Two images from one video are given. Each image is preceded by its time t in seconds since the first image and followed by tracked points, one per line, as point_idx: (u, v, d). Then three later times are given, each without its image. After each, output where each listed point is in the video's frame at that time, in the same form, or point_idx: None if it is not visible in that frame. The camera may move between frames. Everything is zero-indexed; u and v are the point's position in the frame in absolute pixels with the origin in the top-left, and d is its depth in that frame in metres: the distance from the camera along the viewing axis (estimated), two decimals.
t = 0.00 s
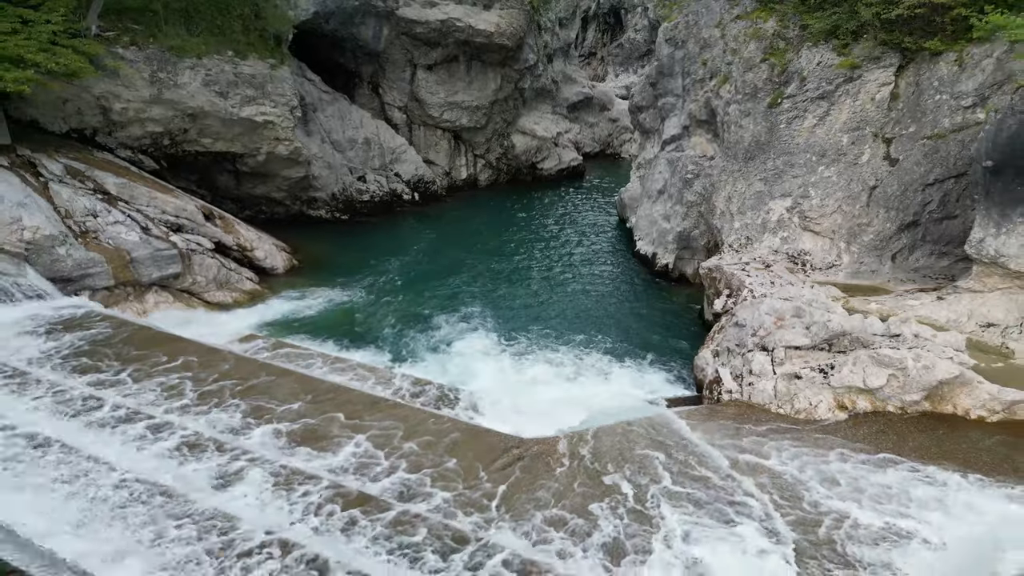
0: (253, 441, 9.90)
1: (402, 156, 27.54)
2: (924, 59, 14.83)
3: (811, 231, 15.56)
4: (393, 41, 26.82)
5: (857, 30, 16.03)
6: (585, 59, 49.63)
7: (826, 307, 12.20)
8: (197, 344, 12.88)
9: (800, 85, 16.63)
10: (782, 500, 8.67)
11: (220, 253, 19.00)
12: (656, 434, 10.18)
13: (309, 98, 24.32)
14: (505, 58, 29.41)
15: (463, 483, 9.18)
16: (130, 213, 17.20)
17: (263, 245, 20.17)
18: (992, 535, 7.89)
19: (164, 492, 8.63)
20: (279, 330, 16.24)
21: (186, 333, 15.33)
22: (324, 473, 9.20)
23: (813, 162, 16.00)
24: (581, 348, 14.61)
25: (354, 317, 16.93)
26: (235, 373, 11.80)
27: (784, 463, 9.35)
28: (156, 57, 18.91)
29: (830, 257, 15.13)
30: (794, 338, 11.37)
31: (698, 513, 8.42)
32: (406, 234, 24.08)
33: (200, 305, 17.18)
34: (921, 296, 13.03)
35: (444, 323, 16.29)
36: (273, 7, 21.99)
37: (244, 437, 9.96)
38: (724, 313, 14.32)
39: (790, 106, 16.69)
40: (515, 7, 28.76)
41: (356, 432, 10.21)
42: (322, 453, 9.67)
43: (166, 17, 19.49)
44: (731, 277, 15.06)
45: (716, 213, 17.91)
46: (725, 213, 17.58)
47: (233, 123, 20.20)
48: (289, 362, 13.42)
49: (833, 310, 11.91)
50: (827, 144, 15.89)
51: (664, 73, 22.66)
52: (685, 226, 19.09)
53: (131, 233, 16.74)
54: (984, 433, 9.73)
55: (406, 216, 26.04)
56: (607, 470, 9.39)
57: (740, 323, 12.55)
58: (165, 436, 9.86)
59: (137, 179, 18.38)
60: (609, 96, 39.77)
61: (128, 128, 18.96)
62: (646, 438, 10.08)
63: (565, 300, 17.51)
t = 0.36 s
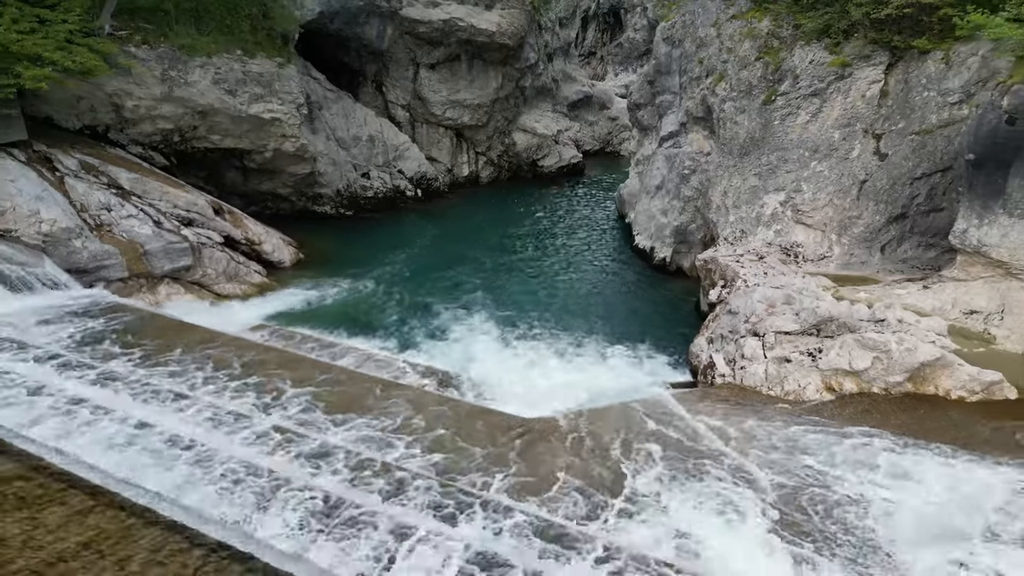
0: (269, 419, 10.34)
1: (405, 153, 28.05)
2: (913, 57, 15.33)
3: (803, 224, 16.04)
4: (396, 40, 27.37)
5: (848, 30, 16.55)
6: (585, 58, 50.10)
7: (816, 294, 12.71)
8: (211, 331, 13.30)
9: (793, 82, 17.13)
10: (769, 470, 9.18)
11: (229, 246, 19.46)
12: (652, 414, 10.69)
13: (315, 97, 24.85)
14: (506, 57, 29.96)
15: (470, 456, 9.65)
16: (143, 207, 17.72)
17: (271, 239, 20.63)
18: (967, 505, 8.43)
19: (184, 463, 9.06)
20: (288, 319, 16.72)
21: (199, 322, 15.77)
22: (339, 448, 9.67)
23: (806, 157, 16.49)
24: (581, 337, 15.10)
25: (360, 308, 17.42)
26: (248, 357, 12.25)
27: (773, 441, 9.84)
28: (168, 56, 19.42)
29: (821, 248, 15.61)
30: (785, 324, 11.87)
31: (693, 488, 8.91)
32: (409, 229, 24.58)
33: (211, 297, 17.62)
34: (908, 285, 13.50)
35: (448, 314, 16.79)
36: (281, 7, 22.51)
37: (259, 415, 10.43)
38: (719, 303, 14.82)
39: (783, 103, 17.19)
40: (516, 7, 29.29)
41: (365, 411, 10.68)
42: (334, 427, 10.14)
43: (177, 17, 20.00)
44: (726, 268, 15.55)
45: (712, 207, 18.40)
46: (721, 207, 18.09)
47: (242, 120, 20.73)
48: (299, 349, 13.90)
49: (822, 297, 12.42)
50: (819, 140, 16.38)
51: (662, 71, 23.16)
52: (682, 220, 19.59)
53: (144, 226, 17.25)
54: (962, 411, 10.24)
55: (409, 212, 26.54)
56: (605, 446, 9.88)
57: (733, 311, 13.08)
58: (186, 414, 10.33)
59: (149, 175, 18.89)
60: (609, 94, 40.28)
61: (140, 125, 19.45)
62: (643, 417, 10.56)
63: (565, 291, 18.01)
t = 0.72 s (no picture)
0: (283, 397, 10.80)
1: (408, 150, 28.59)
2: (902, 54, 15.85)
3: (796, 216, 16.52)
4: (400, 39, 27.91)
5: (839, 27, 17.08)
6: (585, 58, 50.59)
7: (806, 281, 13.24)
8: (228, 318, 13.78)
9: (786, 79, 17.65)
10: (758, 441, 9.67)
11: (238, 239, 19.98)
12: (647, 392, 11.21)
13: (320, 94, 25.34)
14: (508, 56, 30.54)
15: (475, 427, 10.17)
16: (156, 201, 18.27)
17: (279, 232, 21.14)
18: (936, 471, 8.95)
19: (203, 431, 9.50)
20: (298, 309, 17.24)
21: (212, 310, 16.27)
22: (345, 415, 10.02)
23: (799, 151, 16.99)
24: (580, 324, 15.64)
25: (366, 298, 17.95)
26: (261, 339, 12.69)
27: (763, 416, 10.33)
28: (179, 54, 19.98)
29: (813, 240, 16.09)
30: (776, 309, 12.40)
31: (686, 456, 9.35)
32: (413, 223, 25.10)
33: (222, 288, 18.11)
34: (896, 274, 14.00)
35: (451, 303, 17.34)
36: (288, 6, 23.07)
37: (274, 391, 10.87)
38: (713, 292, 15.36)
39: (777, 99, 17.69)
40: (517, 7, 29.84)
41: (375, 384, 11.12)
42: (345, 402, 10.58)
43: (187, 16, 20.55)
44: (721, 259, 16.09)
45: (708, 201, 18.91)
46: (716, 201, 18.61)
47: (250, 117, 21.28)
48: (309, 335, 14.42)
49: (811, 283, 12.96)
50: (811, 135, 16.89)
51: (660, 69, 23.69)
52: (679, 213, 20.10)
53: (157, 219, 17.77)
54: (942, 389, 10.76)
55: (412, 207, 27.07)
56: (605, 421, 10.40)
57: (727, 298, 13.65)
58: (196, 383, 10.67)
59: (160, 169, 19.46)
60: (608, 93, 40.82)
61: (151, 121, 19.96)
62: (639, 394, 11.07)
63: (565, 282, 18.55)
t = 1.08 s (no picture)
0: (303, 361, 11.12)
1: (410, 146, 29.13)
2: (890, 52, 16.46)
3: (787, 209, 17.01)
4: (403, 38, 28.48)
5: (830, 26, 17.66)
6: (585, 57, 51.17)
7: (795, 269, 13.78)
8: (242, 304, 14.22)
9: (779, 76, 18.19)
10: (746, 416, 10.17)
11: (246, 233, 20.49)
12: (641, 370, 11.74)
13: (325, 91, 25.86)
14: (508, 54, 31.13)
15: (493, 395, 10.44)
16: (167, 194, 18.79)
17: (285, 226, 21.66)
18: (899, 443, 9.24)
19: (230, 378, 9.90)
20: (305, 299, 17.77)
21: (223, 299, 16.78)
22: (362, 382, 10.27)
23: (791, 146, 17.47)
24: (579, 313, 16.19)
25: (372, 288, 18.48)
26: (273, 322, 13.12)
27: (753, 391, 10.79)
28: (188, 52, 20.55)
29: (804, 231, 16.58)
30: (765, 296, 12.96)
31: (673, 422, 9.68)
32: (416, 218, 25.64)
33: (231, 278, 18.60)
34: (883, 263, 14.46)
35: (454, 293, 17.90)
36: (294, 6, 23.62)
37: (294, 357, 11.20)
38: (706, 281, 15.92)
39: (770, 96, 18.22)
40: (517, 6, 30.43)
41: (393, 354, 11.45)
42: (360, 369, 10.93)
43: (197, 15, 21.11)
44: (715, 250, 16.62)
45: (703, 195, 19.43)
46: (711, 195, 19.13)
47: (257, 113, 21.83)
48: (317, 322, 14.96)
49: (800, 271, 13.50)
50: (803, 130, 17.37)
51: (657, 66, 24.22)
52: (676, 207, 20.62)
53: (167, 212, 18.27)
54: (922, 369, 11.29)
55: (414, 203, 27.60)
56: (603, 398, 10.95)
57: (719, 286, 14.22)
58: (216, 356, 11.04)
59: (171, 164, 20.00)
60: (607, 91, 41.41)
61: (161, 118, 20.47)
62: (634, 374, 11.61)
63: (565, 274, 19.12)
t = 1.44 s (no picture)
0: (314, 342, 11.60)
1: (412, 144, 29.62)
2: (879, 51, 17.04)
3: (780, 203, 17.45)
4: (405, 37, 29.04)
5: (822, 25, 18.22)
6: (585, 56, 51.75)
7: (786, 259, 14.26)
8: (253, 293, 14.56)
9: (772, 74, 18.71)
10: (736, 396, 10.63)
11: (252, 227, 20.94)
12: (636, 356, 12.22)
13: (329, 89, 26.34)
14: (508, 53, 31.64)
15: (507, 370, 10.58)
16: (176, 189, 19.27)
17: (291, 221, 22.09)
18: (861, 423, 9.43)
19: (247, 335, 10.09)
20: (311, 291, 18.24)
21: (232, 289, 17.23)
22: (356, 347, 10.48)
23: (784, 142, 17.93)
24: (578, 304, 16.70)
25: (375, 280, 18.98)
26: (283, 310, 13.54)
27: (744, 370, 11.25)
28: (197, 50, 21.10)
29: (796, 224, 16.99)
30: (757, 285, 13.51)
31: (661, 400, 9.88)
32: (418, 214, 26.10)
33: (238, 271, 19.05)
34: (871, 255, 14.87)
35: (455, 285, 18.42)
36: (299, 6, 24.18)
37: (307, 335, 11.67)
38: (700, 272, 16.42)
39: (764, 93, 18.73)
40: (517, 6, 30.95)
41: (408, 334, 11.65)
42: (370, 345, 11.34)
43: (205, 15, 21.66)
44: (710, 242, 17.11)
45: (699, 189, 19.92)
46: (706, 189, 19.62)
47: (263, 110, 22.35)
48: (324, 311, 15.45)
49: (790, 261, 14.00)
50: (796, 126, 17.85)
51: (654, 65, 24.73)
52: (672, 203, 21.09)
53: (177, 206, 18.73)
54: (905, 353, 11.74)
55: (416, 199, 28.08)
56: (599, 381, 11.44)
57: (713, 276, 14.76)
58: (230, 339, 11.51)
59: (179, 160, 20.53)
60: (606, 90, 41.98)
61: (170, 115, 20.95)
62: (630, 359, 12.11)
63: (565, 267, 19.61)
